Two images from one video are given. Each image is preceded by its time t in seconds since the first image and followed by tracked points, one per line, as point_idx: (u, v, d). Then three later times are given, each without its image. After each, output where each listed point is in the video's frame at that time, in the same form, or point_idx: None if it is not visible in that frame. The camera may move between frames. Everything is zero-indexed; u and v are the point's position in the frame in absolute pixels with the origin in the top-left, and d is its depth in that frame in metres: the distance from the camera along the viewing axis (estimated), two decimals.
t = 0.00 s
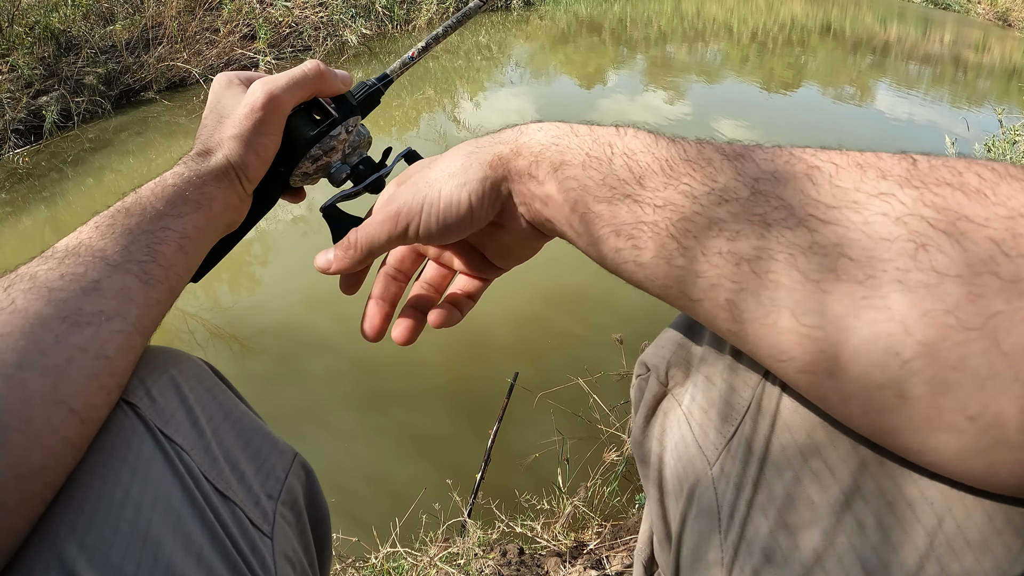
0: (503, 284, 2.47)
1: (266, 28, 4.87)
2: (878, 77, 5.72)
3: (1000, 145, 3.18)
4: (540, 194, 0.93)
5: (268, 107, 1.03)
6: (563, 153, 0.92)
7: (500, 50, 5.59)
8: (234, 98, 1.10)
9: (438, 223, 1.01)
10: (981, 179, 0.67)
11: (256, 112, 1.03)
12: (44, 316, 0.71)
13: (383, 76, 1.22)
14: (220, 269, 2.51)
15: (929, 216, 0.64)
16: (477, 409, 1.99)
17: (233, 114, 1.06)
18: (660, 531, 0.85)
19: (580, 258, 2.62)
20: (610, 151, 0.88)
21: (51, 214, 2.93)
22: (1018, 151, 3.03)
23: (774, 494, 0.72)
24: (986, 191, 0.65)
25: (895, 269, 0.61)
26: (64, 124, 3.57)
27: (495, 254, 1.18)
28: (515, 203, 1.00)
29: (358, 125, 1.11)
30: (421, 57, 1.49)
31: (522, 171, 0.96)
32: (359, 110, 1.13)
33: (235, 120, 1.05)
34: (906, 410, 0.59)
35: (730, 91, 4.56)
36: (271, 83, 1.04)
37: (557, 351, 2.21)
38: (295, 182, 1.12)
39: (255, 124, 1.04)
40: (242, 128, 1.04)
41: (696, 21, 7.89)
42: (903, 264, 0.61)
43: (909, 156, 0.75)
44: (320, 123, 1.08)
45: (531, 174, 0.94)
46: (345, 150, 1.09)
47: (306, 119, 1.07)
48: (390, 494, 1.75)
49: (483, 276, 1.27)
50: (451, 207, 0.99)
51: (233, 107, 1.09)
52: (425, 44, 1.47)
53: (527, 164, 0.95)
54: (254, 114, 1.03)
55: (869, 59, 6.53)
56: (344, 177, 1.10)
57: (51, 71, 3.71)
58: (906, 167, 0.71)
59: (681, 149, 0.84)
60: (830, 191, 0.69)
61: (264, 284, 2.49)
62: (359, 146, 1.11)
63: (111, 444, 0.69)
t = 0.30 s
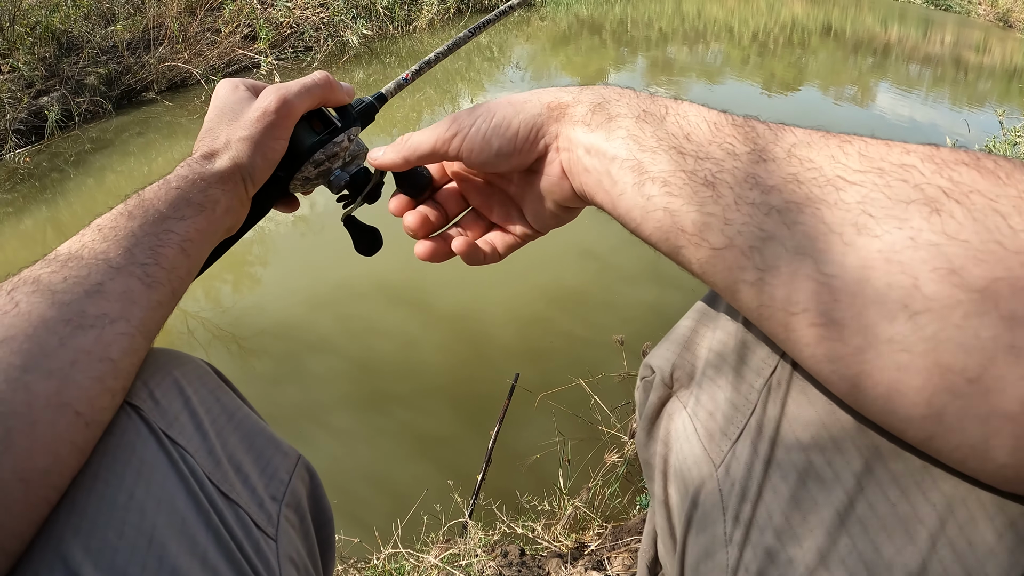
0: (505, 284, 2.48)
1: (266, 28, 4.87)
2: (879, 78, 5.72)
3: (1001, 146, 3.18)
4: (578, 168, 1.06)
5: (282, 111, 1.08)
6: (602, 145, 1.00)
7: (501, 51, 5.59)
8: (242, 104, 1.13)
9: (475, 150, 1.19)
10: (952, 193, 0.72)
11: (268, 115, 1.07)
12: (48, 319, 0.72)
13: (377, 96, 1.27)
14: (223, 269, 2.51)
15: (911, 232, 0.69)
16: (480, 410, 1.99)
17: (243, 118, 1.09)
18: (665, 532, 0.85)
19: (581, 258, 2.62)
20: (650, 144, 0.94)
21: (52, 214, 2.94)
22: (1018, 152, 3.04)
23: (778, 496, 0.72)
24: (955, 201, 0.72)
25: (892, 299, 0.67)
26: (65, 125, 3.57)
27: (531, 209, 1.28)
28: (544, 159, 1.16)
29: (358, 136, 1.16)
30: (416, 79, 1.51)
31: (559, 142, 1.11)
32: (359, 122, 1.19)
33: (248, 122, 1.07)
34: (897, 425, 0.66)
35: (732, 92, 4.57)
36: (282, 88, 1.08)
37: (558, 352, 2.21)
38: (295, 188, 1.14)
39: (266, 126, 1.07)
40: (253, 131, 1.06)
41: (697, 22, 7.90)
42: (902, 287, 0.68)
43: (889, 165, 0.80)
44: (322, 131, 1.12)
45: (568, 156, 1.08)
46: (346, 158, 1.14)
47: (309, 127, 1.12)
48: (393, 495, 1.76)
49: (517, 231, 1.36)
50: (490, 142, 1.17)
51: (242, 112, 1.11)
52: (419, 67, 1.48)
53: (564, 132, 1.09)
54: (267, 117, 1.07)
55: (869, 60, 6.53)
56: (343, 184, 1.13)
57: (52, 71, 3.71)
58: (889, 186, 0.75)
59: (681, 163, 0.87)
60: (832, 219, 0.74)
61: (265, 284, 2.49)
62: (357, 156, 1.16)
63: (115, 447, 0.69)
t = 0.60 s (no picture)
0: (510, 284, 2.48)
1: (268, 29, 4.88)
2: (880, 79, 5.72)
3: (1001, 148, 3.18)
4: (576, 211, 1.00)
5: (284, 109, 1.08)
6: (589, 148, 0.96)
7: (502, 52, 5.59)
8: (244, 105, 1.14)
9: (474, 181, 1.12)
10: (958, 195, 0.70)
11: (270, 114, 1.07)
12: (49, 322, 0.72)
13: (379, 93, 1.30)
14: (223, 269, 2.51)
15: (912, 232, 0.67)
16: (482, 410, 1.99)
17: (245, 117, 1.09)
18: (667, 534, 0.85)
19: (583, 258, 2.62)
20: (637, 149, 0.91)
21: (53, 214, 2.94)
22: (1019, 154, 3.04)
23: (781, 498, 0.72)
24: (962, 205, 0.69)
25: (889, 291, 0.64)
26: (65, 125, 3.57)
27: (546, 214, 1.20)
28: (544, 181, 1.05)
29: (363, 135, 1.18)
30: (418, 78, 1.52)
31: (551, 157, 1.02)
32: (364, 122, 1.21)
33: (251, 121, 1.07)
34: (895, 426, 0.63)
35: (733, 93, 4.57)
36: (285, 88, 1.09)
37: (560, 353, 2.21)
38: (303, 188, 1.15)
39: (268, 125, 1.07)
40: (256, 130, 1.06)
41: (697, 23, 7.90)
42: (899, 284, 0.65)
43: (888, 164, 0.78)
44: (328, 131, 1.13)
45: (561, 172, 1.00)
46: (353, 156, 1.15)
47: (313, 128, 1.12)
48: (394, 496, 1.76)
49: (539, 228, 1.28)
50: (484, 169, 1.09)
51: (244, 113, 1.11)
52: (422, 65, 1.49)
53: (553, 146, 1.01)
54: (270, 115, 1.07)
55: (870, 61, 6.53)
56: (353, 182, 1.15)
57: (53, 71, 3.72)
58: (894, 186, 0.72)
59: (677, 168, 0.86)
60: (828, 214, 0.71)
61: (265, 284, 2.49)
62: (364, 155, 1.18)
63: (117, 450, 0.69)
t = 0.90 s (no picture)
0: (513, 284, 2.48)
1: (269, 29, 4.88)
2: (880, 80, 5.71)
3: (1003, 150, 3.17)
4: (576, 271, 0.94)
5: (289, 110, 1.09)
6: (548, 173, 0.92)
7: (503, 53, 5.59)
8: (247, 105, 1.14)
9: (473, 249, 0.99)
10: (976, 200, 0.65)
11: (275, 115, 1.08)
12: (48, 322, 0.71)
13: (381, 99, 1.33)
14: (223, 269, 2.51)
15: (918, 241, 0.62)
16: (483, 410, 1.99)
17: (249, 117, 1.10)
18: (669, 534, 0.85)
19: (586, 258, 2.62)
20: (595, 173, 0.88)
21: (53, 214, 2.94)
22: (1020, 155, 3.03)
23: (783, 498, 0.72)
24: (980, 212, 0.64)
25: (886, 298, 0.60)
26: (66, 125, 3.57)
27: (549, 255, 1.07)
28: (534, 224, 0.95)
29: (364, 140, 1.23)
30: (422, 84, 1.52)
31: (523, 194, 0.93)
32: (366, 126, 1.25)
33: (256, 121, 1.08)
34: (894, 435, 0.59)
35: (734, 94, 4.56)
36: (290, 90, 1.10)
37: (562, 354, 2.21)
38: (305, 190, 1.17)
39: (274, 126, 1.08)
40: (261, 131, 1.07)
41: (698, 24, 7.90)
42: (894, 292, 0.60)
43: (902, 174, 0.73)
44: (332, 135, 1.16)
45: (534, 202, 0.92)
46: (354, 161, 1.20)
47: (316, 131, 1.14)
48: (394, 498, 1.75)
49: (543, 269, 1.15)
50: (478, 231, 0.98)
51: (247, 113, 1.11)
52: (425, 72, 1.49)
53: (523, 183, 0.94)
54: (275, 115, 1.08)
55: (870, 62, 6.53)
56: (352, 187, 1.21)
57: (53, 71, 3.71)
58: (899, 190, 0.68)
59: (680, 175, 0.81)
60: (819, 218, 0.67)
61: (266, 285, 2.48)
62: (364, 159, 1.22)
63: (118, 449, 0.69)
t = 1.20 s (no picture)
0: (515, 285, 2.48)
1: (269, 29, 4.88)
2: (881, 80, 5.71)
3: (1004, 150, 3.16)
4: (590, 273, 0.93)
5: (302, 121, 1.11)
6: (552, 174, 0.92)
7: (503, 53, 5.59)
8: (256, 111, 1.15)
9: (489, 261, 0.96)
10: (984, 201, 0.65)
11: (289, 124, 1.10)
12: (54, 321, 0.72)
13: (384, 117, 1.35)
14: (224, 270, 2.51)
15: (925, 245, 0.62)
16: (483, 411, 1.99)
17: (260, 123, 1.10)
18: (670, 533, 0.85)
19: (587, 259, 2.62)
20: (600, 174, 0.88)
21: (54, 214, 2.94)
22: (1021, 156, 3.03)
23: (784, 499, 0.72)
24: (989, 213, 0.63)
25: (894, 299, 0.60)
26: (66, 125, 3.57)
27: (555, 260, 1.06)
28: (551, 227, 0.93)
29: (369, 156, 1.25)
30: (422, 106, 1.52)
31: (528, 195, 0.93)
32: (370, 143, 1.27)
33: (267, 128, 1.09)
34: (900, 437, 0.59)
35: (734, 95, 4.56)
36: (305, 100, 1.13)
37: (564, 355, 2.21)
38: (305, 201, 1.18)
39: (286, 134, 1.09)
40: (272, 136, 1.08)
41: (698, 24, 7.90)
42: (903, 294, 0.60)
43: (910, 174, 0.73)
44: (338, 147, 1.18)
45: (541, 203, 0.91)
46: (357, 176, 1.21)
47: (324, 143, 1.16)
48: (395, 499, 1.75)
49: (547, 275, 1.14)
50: (490, 241, 0.96)
51: (257, 119, 1.12)
52: (426, 95, 1.48)
53: (526, 184, 0.93)
54: (287, 124, 1.09)
55: (871, 62, 6.53)
56: (352, 203, 1.22)
57: (54, 71, 3.71)
58: (908, 191, 0.68)
59: (687, 174, 0.82)
60: (827, 218, 0.68)
61: (267, 285, 2.49)
62: (366, 175, 1.24)
63: (119, 448, 0.69)
